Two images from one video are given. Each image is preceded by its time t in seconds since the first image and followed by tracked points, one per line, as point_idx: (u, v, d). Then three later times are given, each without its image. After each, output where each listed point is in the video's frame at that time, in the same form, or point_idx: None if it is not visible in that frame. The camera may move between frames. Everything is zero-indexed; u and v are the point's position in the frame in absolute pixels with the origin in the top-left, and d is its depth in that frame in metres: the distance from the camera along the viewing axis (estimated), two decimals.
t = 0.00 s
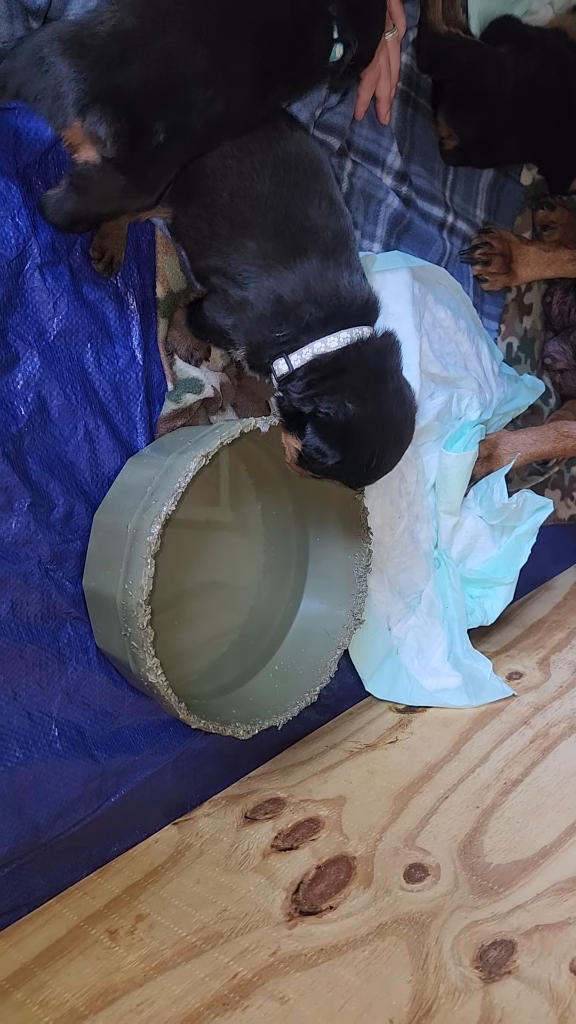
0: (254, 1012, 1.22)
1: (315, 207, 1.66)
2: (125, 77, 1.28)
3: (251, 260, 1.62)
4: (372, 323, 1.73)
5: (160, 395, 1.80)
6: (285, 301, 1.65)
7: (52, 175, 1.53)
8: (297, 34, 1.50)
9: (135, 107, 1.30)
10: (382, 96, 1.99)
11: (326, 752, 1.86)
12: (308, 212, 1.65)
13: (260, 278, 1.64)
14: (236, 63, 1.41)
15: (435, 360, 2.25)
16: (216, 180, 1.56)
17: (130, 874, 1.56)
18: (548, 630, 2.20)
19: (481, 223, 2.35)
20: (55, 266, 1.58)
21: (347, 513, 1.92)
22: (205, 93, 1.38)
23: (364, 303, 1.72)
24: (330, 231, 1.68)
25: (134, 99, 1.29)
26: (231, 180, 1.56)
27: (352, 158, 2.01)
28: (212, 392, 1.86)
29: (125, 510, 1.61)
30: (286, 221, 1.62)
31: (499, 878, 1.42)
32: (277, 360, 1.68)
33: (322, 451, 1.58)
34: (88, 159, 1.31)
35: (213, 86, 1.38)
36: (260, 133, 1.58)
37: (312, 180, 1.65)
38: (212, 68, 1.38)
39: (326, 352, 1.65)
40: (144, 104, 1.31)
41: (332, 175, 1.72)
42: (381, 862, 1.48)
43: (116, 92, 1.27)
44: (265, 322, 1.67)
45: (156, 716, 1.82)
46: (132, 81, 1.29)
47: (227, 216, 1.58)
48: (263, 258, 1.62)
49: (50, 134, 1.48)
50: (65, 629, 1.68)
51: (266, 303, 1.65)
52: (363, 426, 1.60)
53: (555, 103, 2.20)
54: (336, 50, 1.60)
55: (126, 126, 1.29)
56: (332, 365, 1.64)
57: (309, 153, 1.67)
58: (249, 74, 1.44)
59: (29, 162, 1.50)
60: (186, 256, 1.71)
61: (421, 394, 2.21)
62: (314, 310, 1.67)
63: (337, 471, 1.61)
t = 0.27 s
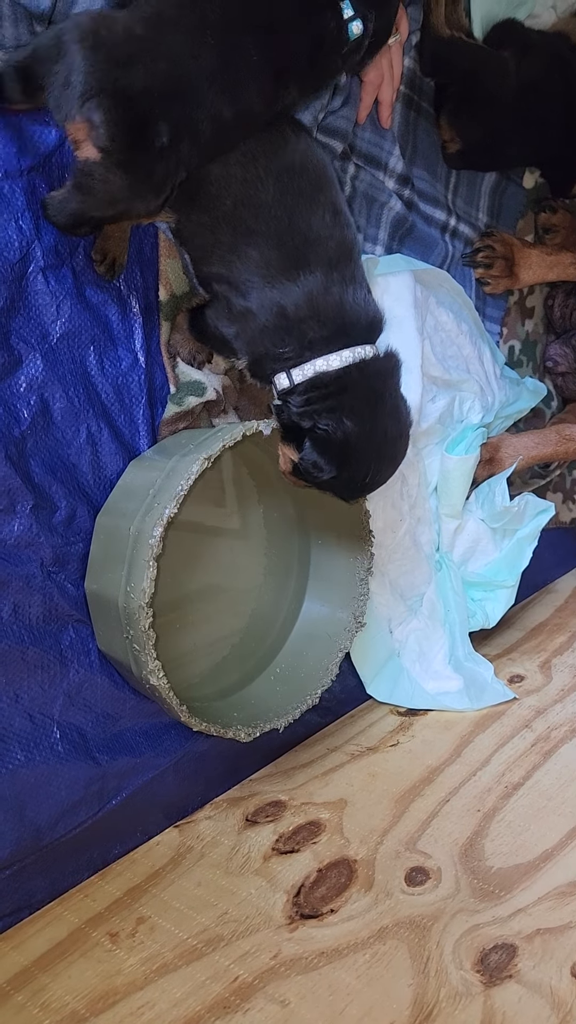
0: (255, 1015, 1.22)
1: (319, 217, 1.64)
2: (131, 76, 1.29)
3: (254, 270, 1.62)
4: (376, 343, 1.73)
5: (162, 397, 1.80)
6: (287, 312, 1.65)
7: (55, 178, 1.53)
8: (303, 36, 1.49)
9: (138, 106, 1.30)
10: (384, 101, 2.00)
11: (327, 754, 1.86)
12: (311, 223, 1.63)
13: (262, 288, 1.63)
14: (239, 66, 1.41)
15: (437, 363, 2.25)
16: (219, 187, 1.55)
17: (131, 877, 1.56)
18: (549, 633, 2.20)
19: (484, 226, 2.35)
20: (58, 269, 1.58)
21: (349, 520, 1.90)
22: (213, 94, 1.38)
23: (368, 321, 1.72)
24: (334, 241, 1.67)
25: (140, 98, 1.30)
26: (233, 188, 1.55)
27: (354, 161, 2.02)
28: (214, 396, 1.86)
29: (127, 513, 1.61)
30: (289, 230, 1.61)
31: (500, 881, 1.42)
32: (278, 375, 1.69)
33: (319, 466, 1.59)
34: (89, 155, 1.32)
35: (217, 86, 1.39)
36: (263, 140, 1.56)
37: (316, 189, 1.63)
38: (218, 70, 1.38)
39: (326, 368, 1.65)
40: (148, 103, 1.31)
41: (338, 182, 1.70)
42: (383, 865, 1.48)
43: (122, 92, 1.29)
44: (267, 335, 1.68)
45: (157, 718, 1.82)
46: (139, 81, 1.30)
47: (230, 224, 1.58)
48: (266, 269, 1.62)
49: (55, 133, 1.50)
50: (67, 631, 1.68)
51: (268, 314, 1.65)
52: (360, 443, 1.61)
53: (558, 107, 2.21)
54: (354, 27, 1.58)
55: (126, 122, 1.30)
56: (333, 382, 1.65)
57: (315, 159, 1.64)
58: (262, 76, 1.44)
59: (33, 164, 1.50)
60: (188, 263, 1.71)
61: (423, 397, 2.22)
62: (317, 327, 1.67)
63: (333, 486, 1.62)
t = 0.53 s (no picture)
0: (256, 1016, 1.22)
1: (325, 231, 1.61)
2: (122, 54, 1.26)
3: (259, 282, 1.60)
4: (378, 360, 1.73)
5: (164, 398, 1.80)
6: (291, 325, 1.64)
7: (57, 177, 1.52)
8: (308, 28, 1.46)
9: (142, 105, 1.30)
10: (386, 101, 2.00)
11: (328, 755, 1.86)
12: (317, 237, 1.61)
13: (267, 300, 1.62)
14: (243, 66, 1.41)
15: (439, 365, 2.26)
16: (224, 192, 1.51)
17: (131, 877, 1.56)
18: (550, 635, 2.20)
19: (485, 227, 2.35)
20: (60, 269, 1.58)
21: (352, 528, 1.91)
22: (218, 93, 1.36)
23: (371, 336, 1.72)
24: (340, 253, 1.65)
25: (142, 95, 1.29)
26: (239, 196, 1.52)
27: (357, 162, 2.01)
28: (216, 396, 1.86)
29: (128, 514, 1.61)
30: (295, 242, 1.58)
31: (502, 883, 1.42)
32: (279, 387, 1.69)
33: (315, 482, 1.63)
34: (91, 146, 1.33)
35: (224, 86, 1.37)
36: (270, 146, 1.52)
37: (323, 202, 1.60)
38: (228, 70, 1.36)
39: (325, 386, 1.65)
40: (150, 100, 1.30)
41: (344, 192, 1.67)
42: (383, 867, 1.48)
43: (124, 86, 1.28)
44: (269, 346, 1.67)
45: (158, 719, 1.82)
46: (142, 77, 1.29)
47: (235, 235, 1.55)
48: (271, 281, 1.60)
49: (59, 133, 1.50)
50: (68, 632, 1.68)
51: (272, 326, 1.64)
52: (357, 460, 1.62)
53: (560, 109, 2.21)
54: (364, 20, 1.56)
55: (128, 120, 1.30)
56: (331, 399, 1.64)
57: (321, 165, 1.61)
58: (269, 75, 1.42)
59: (36, 164, 1.50)
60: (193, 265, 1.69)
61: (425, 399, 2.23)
62: (320, 343, 1.66)
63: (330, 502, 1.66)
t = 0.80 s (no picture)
0: (257, 1017, 1.22)
1: (334, 243, 1.63)
2: (141, 70, 1.29)
3: (265, 290, 1.61)
4: (384, 374, 1.74)
5: (165, 398, 1.80)
6: (296, 335, 1.65)
7: (60, 178, 1.53)
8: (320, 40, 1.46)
9: (144, 100, 1.30)
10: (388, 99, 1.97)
11: (329, 756, 1.86)
12: (326, 249, 1.62)
13: (272, 309, 1.63)
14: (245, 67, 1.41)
15: (440, 365, 2.26)
16: (231, 199, 1.51)
17: (132, 878, 1.56)
18: (551, 635, 2.20)
19: (486, 227, 2.35)
20: (62, 269, 1.58)
21: (352, 529, 1.91)
22: (221, 93, 1.36)
23: (377, 349, 1.72)
24: (347, 264, 1.66)
25: (145, 89, 1.30)
26: (247, 204, 1.52)
27: (358, 162, 2.01)
28: (217, 396, 1.87)
29: (129, 514, 1.61)
30: (302, 252, 1.59)
31: (502, 883, 1.42)
32: (282, 395, 1.70)
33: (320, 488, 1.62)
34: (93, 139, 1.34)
35: (230, 95, 1.37)
36: (280, 156, 1.53)
37: (331, 214, 1.62)
38: (234, 74, 1.36)
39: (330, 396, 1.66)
40: (153, 96, 1.31)
41: (353, 206, 1.68)
42: (384, 867, 1.48)
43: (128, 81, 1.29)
44: (273, 355, 1.68)
45: (159, 720, 1.82)
46: (147, 74, 1.29)
47: (243, 244, 1.56)
48: (277, 290, 1.61)
49: (60, 134, 1.51)
50: (69, 632, 1.68)
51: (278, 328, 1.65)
52: (359, 469, 1.64)
53: (561, 109, 2.21)
54: (375, 59, 1.57)
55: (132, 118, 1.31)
56: (334, 408, 1.66)
57: (330, 175, 1.62)
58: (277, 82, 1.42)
59: (38, 164, 1.50)
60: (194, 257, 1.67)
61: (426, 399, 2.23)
62: (326, 355, 1.67)
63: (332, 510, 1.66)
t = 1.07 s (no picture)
0: (256, 1017, 1.22)
1: (341, 251, 1.65)
2: (140, 62, 1.27)
3: (272, 294, 1.63)
4: (383, 388, 1.76)
5: (164, 397, 1.79)
6: (299, 338, 1.66)
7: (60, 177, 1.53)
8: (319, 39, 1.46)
9: (142, 93, 1.28)
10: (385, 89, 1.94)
11: (329, 755, 1.86)
12: (333, 257, 1.64)
13: (277, 312, 1.65)
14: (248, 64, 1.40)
15: (440, 364, 2.26)
16: (238, 205, 1.55)
17: (132, 877, 1.56)
18: (552, 634, 2.20)
19: (487, 226, 2.35)
20: (61, 268, 1.58)
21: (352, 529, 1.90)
22: (222, 91, 1.36)
23: (380, 362, 1.75)
24: (354, 274, 1.68)
25: (143, 83, 1.28)
26: (257, 211, 1.56)
27: (358, 160, 2.01)
28: (217, 395, 1.86)
29: (129, 514, 1.61)
30: (310, 260, 1.62)
31: (502, 883, 1.42)
32: (279, 395, 1.72)
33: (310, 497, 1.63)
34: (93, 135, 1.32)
35: (228, 87, 1.36)
36: (291, 167, 1.57)
37: (339, 223, 1.64)
38: (231, 68, 1.35)
39: (326, 403, 1.68)
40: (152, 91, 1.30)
41: (362, 216, 1.71)
42: (384, 867, 1.47)
43: (127, 73, 1.27)
44: (276, 359, 1.70)
45: (158, 719, 1.82)
46: (148, 67, 1.28)
47: (250, 250, 1.59)
48: (283, 294, 1.63)
49: (60, 134, 1.51)
50: (68, 632, 1.68)
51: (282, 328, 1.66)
52: (351, 482, 1.63)
53: (562, 108, 2.20)
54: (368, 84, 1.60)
55: (133, 112, 1.29)
56: (330, 417, 1.67)
57: (342, 189, 1.65)
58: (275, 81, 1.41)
59: (37, 162, 1.50)
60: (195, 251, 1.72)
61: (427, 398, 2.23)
62: (327, 361, 1.69)
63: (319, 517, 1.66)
